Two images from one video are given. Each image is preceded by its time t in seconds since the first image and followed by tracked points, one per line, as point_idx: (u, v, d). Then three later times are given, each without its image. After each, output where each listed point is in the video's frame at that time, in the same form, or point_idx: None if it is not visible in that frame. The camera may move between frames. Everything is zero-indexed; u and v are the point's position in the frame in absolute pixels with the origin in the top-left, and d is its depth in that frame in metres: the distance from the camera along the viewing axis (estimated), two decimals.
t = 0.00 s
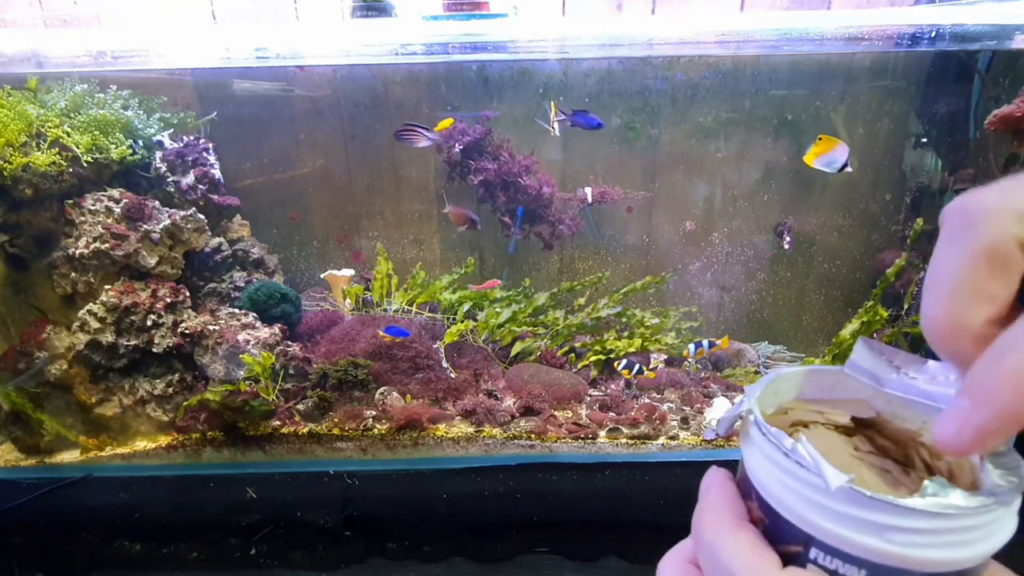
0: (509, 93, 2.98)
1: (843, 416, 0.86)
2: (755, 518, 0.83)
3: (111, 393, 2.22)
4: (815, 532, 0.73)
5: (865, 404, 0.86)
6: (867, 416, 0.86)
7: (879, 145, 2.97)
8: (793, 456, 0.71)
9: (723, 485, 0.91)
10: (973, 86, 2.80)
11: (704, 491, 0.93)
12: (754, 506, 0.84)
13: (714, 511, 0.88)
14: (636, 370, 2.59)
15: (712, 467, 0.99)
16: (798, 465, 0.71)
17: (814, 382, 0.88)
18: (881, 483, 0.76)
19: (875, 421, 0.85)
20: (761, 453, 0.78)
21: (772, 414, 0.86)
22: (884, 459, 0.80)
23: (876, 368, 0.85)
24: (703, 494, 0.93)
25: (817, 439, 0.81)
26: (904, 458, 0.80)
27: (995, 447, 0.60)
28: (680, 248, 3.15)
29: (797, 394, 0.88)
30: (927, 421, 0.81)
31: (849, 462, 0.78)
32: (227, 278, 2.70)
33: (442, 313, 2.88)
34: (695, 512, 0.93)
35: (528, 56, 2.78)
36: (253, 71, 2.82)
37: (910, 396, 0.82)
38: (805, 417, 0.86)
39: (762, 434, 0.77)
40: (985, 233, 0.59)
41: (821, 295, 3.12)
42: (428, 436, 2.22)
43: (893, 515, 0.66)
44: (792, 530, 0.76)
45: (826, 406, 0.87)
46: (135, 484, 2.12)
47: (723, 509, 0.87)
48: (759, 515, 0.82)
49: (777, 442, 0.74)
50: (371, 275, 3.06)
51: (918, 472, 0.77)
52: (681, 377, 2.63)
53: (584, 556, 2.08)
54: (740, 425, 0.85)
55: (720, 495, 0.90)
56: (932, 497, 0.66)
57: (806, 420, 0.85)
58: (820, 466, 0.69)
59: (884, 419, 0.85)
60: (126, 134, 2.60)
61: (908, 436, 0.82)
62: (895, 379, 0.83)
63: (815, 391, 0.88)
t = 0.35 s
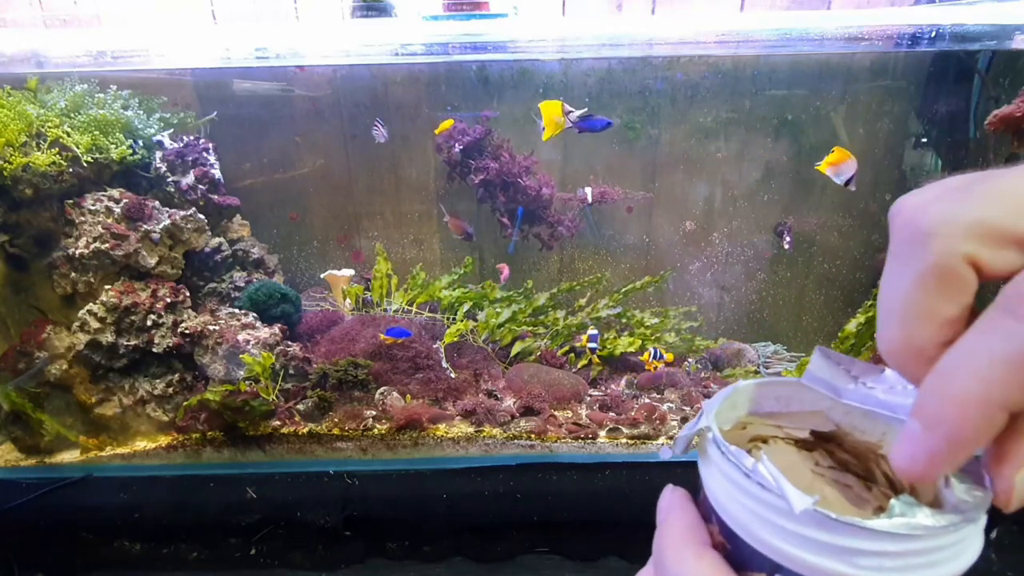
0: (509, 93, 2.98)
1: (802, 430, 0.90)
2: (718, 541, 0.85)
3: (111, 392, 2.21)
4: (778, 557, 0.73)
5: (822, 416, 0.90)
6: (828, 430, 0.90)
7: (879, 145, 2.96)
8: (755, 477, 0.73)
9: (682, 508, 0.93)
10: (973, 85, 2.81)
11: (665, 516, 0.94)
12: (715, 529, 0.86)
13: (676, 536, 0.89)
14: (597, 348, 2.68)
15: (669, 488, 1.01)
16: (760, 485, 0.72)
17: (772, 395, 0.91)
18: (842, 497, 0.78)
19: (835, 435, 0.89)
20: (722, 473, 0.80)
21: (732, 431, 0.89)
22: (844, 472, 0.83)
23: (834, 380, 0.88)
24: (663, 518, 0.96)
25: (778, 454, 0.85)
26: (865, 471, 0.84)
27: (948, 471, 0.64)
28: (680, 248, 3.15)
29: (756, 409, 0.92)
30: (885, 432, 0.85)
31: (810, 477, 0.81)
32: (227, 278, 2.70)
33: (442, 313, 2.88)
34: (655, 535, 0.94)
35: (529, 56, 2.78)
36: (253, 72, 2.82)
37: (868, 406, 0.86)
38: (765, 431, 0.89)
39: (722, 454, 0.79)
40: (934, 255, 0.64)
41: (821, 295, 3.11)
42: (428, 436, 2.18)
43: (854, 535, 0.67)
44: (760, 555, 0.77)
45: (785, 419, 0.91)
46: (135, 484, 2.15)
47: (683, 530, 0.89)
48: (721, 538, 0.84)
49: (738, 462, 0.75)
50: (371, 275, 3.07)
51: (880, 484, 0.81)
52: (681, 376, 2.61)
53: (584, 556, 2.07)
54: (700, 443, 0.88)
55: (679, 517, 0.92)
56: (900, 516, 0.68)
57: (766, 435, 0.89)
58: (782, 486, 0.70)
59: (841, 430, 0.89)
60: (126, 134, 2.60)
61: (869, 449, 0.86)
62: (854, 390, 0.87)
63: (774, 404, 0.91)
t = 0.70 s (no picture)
0: (509, 93, 2.98)
1: (794, 443, 0.89)
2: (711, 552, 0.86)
3: (111, 392, 2.21)
4: (772, 568, 0.73)
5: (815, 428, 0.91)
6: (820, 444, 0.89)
7: (879, 145, 2.96)
8: (747, 488, 0.73)
9: (679, 519, 0.95)
10: (973, 85, 2.79)
11: (662, 526, 0.96)
12: (709, 541, 0.88)
13: (672, 547, 0.91)
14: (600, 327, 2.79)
15: (668, 498, 1.03)
16: (754, 500, 0.72)
17: (765, 408, 0.91)
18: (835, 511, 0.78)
19: (826, 448, 0.89)
20: (716, 485, 0.80)
21: (723, 444, 0.89)
22: (836, 485, 0.83)
23: (827, 394, 0.89)
24: (660, 529, 0.97)
25: (771, 468, 0.84)
26: (857, 484, 0.84)
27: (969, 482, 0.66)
28: (680, 248, 3.15)
29: (749, 422, 0.91)
30: (876, 445, 0.85)
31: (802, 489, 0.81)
32: (227, 278, 2.70)
33: (442, 313, 2.88)
34: (652, 544, 0.96)
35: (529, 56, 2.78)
36: (253, 71, 2.81)
37: (858, 419, 0.87)
38: (757, 445, 0.89)
39: (716, 466, 0.79)
40: (883, 299, 0.67)
41: (821, 295, 3.07)
42: (428, 436, 2.18)
43: (849, 549, 0.67)
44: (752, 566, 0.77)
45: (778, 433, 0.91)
46: (136, 484, 2.15)
47: (679, 541, 0.91)
48: (714, 550, 0.85)
49: (733, 475, 0.75)
50: (371, 275, 3.07)
51: (871, 498, 0.81)
52: (680, 376, 2.61)
53: (584, 556, 2.09)
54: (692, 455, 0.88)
55: (676, 528, 0.94)
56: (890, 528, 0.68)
57: (758, 448, 0.89)
58: (773, 498, 0.71)
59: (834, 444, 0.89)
60: (126, 134, 2.61)
61: (860, 463, 0.86)
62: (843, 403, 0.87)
63: (765, 418, 0.91)
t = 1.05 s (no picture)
0: (509, 93, 2.98)
1: (808, 433, 0.94)
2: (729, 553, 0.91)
3: (111, 392, 2.21)
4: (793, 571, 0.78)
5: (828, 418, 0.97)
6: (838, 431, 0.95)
7: (879, 145, 2.98)
8: (766, 494, 0.77)
9: (692, 518, 0.99)
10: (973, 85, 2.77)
11: (677, 522, 1.01)
12: (725, 541, 0.93)
13: (687, 542, 0.96)
14: (605, 321, 2.77)
15: (678, 493, 1.08)
16: (772, 502, 0.77)
17: (777, 396, 1.00)
18: (857, 506, 0.81)
19: (842, 436, 0.94)
20: (734, 487, 0.84)
21: (736, 438, 0.94)
22: (857, 475, 0.86)
23: (840, 376, 0.94)
24: (672, 526, 1.02)
25: (789, 460, 0.88)
26: (876, 473, 0.87)
27: None
28: (680, 248, 3.16)
29: (761, 410, 0.99)
30: (893, 431, 0.93)
31: (820, 483, 0.84)
32: (227, 278, 2.70)
33: (442, 313, 2.87)
34: (666, 539, 1.01)
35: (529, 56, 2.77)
36: (253, 72, 2.81)
37: (880, 403, 0.91)
38: (770, 435, 0.94)
39: (731, 467, 0.83)
40: None
41: (821, 295, 3.12)
42: (428, 437, 2.18)
43: (871, 554, 0.71)
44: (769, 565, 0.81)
45: (790, 422, 0.96)
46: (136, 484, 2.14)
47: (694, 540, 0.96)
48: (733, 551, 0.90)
49: (748, 476, 0.79)
50: (371, 275, 3.07)
51: (892, 488, 0.84)
52: (681, 376, 2.60)
53: (584, 556, 2.09)
54: (708, 455, 0.92)
55: (689, 527, 0.98)
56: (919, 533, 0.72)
57: (772, 439, 0.93)
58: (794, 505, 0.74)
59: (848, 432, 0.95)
60: (126, 134, 2.61)
61: (879, 448, 0.92)
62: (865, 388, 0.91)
63: (780, 403, 1.00)
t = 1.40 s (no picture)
0: (509, 93, 2.97)
1: (810, 430, 0.94)
2: (731, 542, 0.91)
3: (111, 392, 2.21)
4: (794, 559, 0.79)
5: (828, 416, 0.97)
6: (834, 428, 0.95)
7: (878, 145, 2.97)
8: (767, 479, 0.80)
9: (695, 509, 1.00)
10: (973, 86, 2.72)
11: (680, 515, 1.02)
12: (727, 531, 0.93)
13: (690, 536, 0.96)
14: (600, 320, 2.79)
15: (684, 487, 1.08)
16: (773, 488, 0.79)
17: (777, 397, 0.99)
18: (853, 497, 0.83)
19: (839, 434, 0.95)
20: (735, 478, 0.86)
21: (739, 433, 0.95)
22: (854, 471, 0.88)
23: (838, 381, 0.96)
24: (677, 518, 1.03)
25: (790, 455, 0.89)
26: (873, 469, 0.88)
27: None
28: (680, 248, 3.16)
29: (762, 411, 0.99)
30: (889, 429, 0.94)
31: (820, 476, 0.85)
32: (227, 278, 2.70)
33: (442, 314, 2.84)
34: (670, 533, 1.02)
35: (529, 57, 2.75)
36: (253, 72, 2.81)
37: (873, 406, 0.94)
38: (773, 432, 0.94)
39: (733, 457, 0.86)
40: None
41: (820, 296, 3.00)
42: (428, 436, 2.20)
43: (867, 535, 0.74)
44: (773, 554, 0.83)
45: (792, 420, 0.96)
46: (136, 484, 2.14)
47: (694, 531, 0.96)
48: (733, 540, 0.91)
49: (751, 465, 0.82)
50: (371, 275, 3.06)
51: (887, 483, 0.86)
52: (680, 376, 2.59)
53: (584, 556, 2.09)
54: (711, 448, 0.93)
55: (689, 519, 0.99)
56: (910, 515, 0.75)
57: (773, 436, 0.94)
58: (796, 490, 0.77)
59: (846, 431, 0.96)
60: (126, 134, 2.61)
61: (875, 446, 0.93)
62: (858, 390, 0.95)
63: (779, 404, 0.99)
